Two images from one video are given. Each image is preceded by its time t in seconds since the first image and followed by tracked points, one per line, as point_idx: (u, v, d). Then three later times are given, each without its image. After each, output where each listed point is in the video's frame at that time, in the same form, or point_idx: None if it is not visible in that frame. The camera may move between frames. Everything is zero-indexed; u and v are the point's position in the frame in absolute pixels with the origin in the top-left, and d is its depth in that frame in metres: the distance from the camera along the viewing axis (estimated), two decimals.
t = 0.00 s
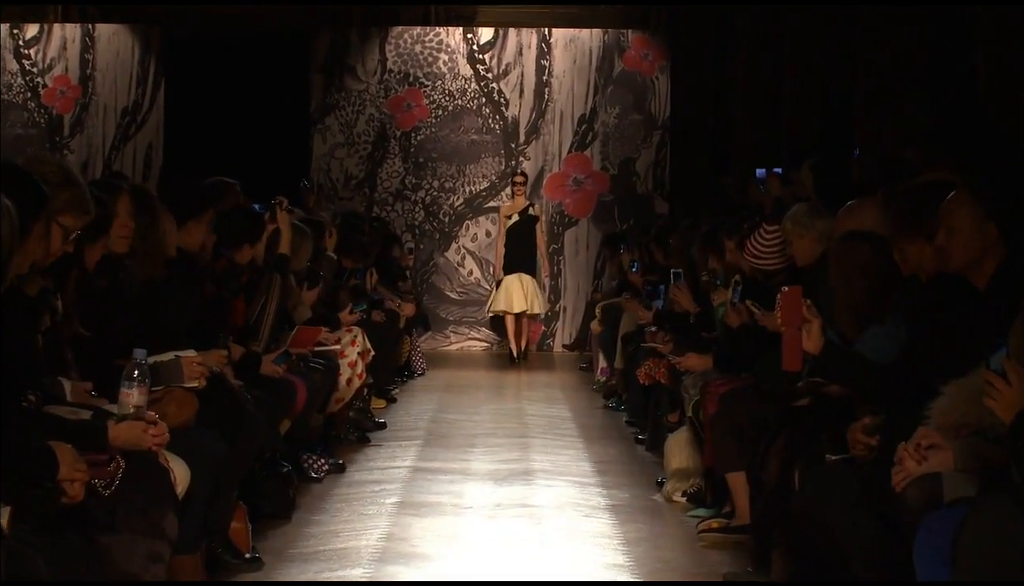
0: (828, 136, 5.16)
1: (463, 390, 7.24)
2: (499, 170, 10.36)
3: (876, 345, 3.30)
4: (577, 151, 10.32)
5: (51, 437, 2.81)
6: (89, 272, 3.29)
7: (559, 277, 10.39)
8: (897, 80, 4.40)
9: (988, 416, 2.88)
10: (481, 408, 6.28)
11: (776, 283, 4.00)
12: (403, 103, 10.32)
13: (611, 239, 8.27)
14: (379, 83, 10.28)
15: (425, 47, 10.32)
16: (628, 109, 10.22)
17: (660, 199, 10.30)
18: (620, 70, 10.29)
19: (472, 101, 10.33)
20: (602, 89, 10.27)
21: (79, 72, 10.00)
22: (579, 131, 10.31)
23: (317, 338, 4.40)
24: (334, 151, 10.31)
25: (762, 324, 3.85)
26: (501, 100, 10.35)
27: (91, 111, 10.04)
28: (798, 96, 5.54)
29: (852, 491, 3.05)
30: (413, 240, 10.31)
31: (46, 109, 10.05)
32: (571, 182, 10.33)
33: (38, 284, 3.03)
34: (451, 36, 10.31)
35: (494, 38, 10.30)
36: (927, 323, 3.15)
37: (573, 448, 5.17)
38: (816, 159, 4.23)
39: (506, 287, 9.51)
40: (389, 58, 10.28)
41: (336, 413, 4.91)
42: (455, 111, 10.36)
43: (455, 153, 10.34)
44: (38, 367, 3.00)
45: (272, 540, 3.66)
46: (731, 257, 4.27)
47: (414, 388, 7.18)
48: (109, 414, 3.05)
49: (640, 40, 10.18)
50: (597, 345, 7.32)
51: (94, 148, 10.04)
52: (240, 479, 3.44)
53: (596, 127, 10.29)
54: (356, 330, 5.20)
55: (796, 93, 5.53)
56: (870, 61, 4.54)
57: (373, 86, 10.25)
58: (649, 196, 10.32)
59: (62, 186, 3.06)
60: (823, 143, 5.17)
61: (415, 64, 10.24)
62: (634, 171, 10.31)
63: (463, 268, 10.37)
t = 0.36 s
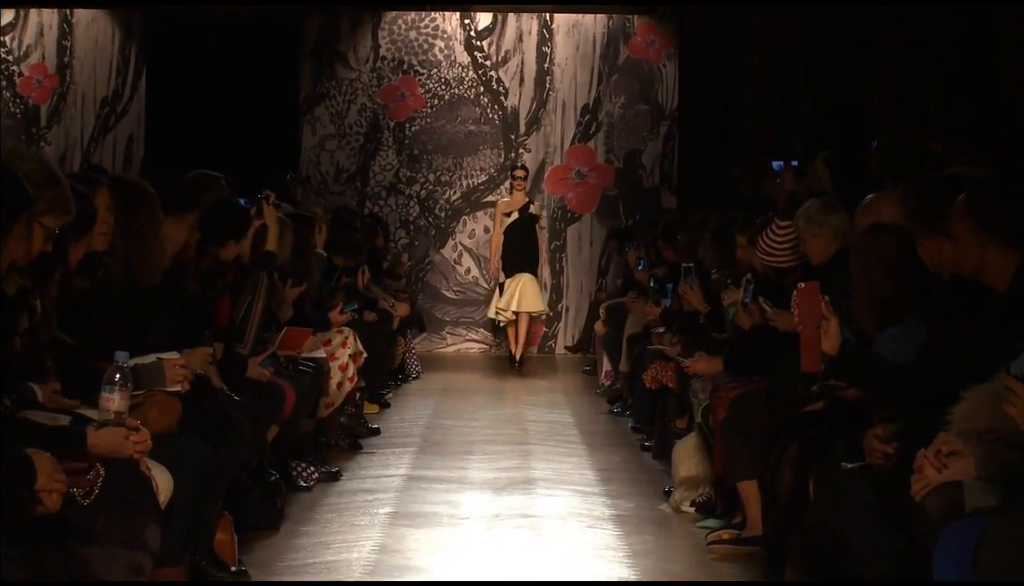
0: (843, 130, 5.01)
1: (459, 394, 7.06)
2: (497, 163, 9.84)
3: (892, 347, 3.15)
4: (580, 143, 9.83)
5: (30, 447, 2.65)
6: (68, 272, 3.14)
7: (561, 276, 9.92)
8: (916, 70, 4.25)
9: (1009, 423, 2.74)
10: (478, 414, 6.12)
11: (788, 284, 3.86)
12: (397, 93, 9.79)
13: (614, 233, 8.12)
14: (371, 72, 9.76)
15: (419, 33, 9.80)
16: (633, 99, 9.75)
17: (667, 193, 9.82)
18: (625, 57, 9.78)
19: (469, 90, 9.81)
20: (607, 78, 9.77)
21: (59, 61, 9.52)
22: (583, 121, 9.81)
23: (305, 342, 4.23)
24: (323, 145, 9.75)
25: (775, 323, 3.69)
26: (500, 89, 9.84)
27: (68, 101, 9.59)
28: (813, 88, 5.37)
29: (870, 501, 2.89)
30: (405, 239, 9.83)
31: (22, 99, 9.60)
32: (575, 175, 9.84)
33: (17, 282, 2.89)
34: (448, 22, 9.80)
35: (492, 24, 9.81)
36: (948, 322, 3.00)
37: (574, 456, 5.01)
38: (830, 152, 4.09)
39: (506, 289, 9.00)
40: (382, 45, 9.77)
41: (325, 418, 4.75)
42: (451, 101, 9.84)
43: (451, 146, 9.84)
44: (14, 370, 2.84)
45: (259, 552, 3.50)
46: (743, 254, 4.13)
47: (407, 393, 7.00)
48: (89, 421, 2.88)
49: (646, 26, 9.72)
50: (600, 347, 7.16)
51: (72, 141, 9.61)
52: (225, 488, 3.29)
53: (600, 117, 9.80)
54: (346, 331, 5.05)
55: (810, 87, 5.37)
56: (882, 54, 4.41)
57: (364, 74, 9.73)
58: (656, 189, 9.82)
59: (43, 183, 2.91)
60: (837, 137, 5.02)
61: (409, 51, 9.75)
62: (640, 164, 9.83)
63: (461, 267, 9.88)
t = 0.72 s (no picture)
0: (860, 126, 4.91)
1: (456, 401, 6.90)
2: (496, 157, 9.70)
3: (908, 350, 3.02)
4: (583, 136, 9.66)
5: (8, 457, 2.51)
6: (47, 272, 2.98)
7: (564, 275, 9.75)
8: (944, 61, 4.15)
9: None
10: (475, 421, 5.97)
11: (802, 285, 3.74)
12: (390, 84, 9.66)
13: (621, 232, 7.99)
14: (364, 62, 9.63)
15: (414, 20, 9.64)
16: (639, 90, 9.59)
17: (676, 189, 9.67)
18: (630, 46, 9.63)
19: (466, 80, 9.66)
20: (612, 68, 9.62)
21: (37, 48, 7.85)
22: (587, 112, 9.64)
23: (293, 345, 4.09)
24: (312, 139, 9.65)
25: (786, 326, 3.55)
26: (499, 79, 9.69)
27: (47, 93, 7.95)
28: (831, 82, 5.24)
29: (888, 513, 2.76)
30: (399, 236, 9.69)
31: None
32: (577, 170, 9.67)
33: None
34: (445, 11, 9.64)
35: (491, 11, 9.64)
36: (969, 324, 2.85)
37: (576, 465, 4.86)
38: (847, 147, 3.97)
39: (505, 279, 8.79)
40: (375, 35, 9.63)
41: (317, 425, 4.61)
42: (448, 92, 9.69)
43: (448, 139, 9.69)
44: None
45: (245, 564, 3.36)
46: (754, 252, 3.98)
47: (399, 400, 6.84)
48: (68, 428, 2.75)
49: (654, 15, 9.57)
50: (605, 351, 7.02)
51: (50, 137, 7.97)
52: (210, 499, 3.16)
53: (605, 108, 9.64)
54: (337, 334, 4.91)
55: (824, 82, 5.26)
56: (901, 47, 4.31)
57: (357, 64, 9.62)
58: (664, 183, 9.66)
59: (22, 178, 2.76)
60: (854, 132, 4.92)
61: (405, 41, 9.61)
62: (647, 158, 9.66)
63: (458, 267, 9.70)
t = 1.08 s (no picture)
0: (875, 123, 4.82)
1: (453, 408, 6.75)
2: (495, 151, 9.55)
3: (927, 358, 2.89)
4: (586, 129, 9.54)
5: None
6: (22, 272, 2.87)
7: (566, 276, 9.60)
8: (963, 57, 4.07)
9: None
10: (472, 430, 5.81)
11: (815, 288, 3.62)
12: (382, 74, 9.52)
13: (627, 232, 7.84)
14: (357, 53, 9.50)
15: (409, 8, 9.52)
16: (647, 81, 9.46)
17: (684, 184, 9.53)
18: (636, 33, 9.50)
19: (464, 71, 9.52)
20: (617, 58, 9.50)
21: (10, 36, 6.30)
22: (592, 103, 9.52)
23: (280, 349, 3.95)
24: (301, 132, 9.53)
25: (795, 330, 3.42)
26: (499, 70, 9.55)
27: (26, 86, 6.51)
28: (846, 74, 5.12)
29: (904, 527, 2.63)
30: (394, 233, 9.54)
31: None
32: (580, 166, 9.54)
33: None
34: None
35: None
36: (988, 326, 2.71)
37: (579, 476, 4.71)
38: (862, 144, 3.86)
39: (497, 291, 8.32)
40: (368, 24, 9.51)
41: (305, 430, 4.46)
42: (445, 83, 9.56)
43: (444, 132, 9.56)
44: None
45: (231, 579, 3.21)
46: (764, 252, 3.83)
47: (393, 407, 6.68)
48: (48, 438, 2.61)
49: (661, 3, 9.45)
50: (610, 355, 6.87)
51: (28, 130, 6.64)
52: (195, 511, 3.04)
53: (609, 99, 9.51)
54: (327, 337, 4.76)
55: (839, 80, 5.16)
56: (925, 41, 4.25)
57: (348, 53, 9.49)
58: (671, 178, 9.52)
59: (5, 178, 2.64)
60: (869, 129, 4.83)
61: (400, 29, 9.48)
62: (654, 152, 9.53)
63: (455, 267, 9.56)
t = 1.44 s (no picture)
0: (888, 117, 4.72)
1: (450, 413, 6.62)
2: (492, 143, 9.44)
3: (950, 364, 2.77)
4: (589, 120, 9.40)
5: None
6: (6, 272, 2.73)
7: (568, 275, 9.48)
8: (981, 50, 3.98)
9: None
10: (467, 437, 5.68)
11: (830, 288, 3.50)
12: (374, 62, 9.39)
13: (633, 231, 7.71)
14: (348, 39, 9.36)
15: None
16: (653, 69, 9.32)
17: (691, 178, 9.39)
18: (641, 20, 9.37)
19: (460, 58, 9.40)
20: (621, 44, 9.36)
21: None
22: (595, 93, 9.38)
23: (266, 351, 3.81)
24: (290, 122, 9.39)
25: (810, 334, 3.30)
26: (497, 56, 9.44)
27: None
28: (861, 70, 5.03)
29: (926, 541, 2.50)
30: (388, 229, 9.41)
31: None
32: (582, 158, 9.40)
33: None
34: None
35: None
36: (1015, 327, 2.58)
37: (583, 485, 4.57)
38: (879, 139, 3.76)
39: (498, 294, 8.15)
40: (360, 10, 9.37)
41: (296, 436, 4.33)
42: (439, 71, 9.43)
43: (440, 123, 9.42)
44: None
45: None
46: (780, 250, 3.72)
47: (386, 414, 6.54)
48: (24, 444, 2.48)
49: None
50: (613, 357, 6.75)
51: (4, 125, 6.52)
52: (179, 523, 2.91)
53: (613, 88, 9.37)
54: (318, 338, 4.64)
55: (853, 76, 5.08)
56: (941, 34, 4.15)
57: (338, 40, 9.35)
58: (679, 172, 9.37)
59: None
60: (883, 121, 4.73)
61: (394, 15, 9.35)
62: (661, 143, 9.39)
63: (451, 265, 9.43)
